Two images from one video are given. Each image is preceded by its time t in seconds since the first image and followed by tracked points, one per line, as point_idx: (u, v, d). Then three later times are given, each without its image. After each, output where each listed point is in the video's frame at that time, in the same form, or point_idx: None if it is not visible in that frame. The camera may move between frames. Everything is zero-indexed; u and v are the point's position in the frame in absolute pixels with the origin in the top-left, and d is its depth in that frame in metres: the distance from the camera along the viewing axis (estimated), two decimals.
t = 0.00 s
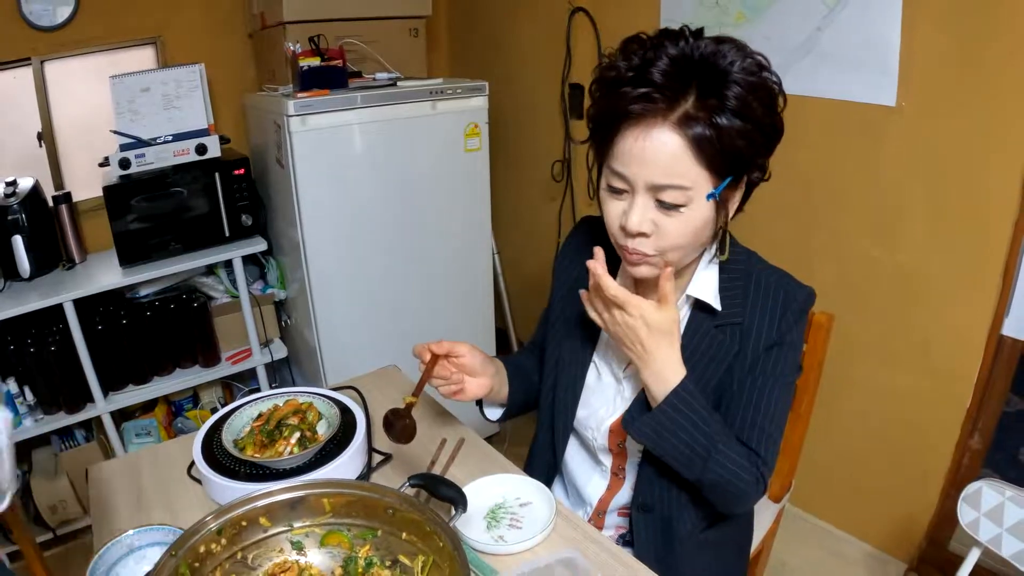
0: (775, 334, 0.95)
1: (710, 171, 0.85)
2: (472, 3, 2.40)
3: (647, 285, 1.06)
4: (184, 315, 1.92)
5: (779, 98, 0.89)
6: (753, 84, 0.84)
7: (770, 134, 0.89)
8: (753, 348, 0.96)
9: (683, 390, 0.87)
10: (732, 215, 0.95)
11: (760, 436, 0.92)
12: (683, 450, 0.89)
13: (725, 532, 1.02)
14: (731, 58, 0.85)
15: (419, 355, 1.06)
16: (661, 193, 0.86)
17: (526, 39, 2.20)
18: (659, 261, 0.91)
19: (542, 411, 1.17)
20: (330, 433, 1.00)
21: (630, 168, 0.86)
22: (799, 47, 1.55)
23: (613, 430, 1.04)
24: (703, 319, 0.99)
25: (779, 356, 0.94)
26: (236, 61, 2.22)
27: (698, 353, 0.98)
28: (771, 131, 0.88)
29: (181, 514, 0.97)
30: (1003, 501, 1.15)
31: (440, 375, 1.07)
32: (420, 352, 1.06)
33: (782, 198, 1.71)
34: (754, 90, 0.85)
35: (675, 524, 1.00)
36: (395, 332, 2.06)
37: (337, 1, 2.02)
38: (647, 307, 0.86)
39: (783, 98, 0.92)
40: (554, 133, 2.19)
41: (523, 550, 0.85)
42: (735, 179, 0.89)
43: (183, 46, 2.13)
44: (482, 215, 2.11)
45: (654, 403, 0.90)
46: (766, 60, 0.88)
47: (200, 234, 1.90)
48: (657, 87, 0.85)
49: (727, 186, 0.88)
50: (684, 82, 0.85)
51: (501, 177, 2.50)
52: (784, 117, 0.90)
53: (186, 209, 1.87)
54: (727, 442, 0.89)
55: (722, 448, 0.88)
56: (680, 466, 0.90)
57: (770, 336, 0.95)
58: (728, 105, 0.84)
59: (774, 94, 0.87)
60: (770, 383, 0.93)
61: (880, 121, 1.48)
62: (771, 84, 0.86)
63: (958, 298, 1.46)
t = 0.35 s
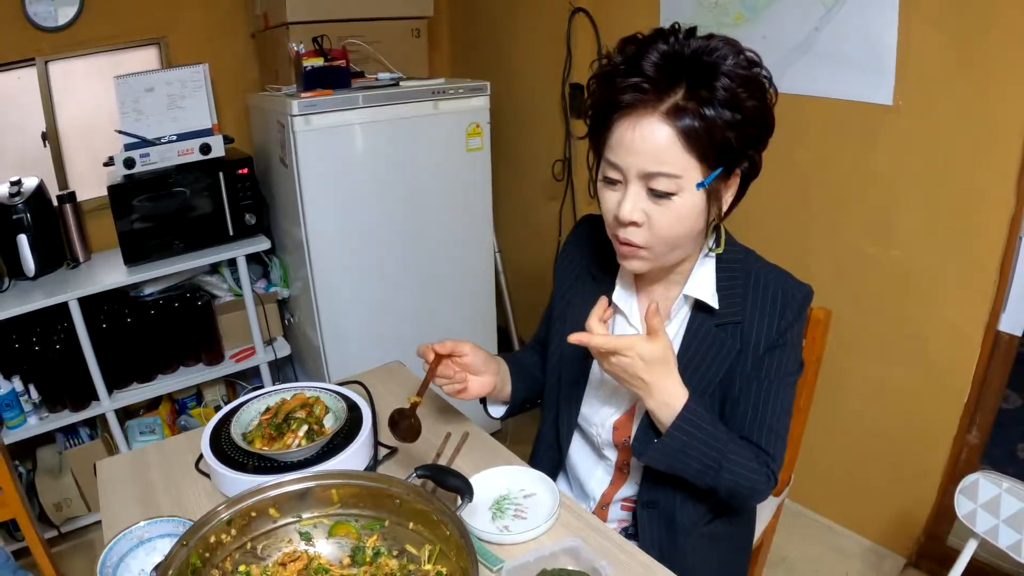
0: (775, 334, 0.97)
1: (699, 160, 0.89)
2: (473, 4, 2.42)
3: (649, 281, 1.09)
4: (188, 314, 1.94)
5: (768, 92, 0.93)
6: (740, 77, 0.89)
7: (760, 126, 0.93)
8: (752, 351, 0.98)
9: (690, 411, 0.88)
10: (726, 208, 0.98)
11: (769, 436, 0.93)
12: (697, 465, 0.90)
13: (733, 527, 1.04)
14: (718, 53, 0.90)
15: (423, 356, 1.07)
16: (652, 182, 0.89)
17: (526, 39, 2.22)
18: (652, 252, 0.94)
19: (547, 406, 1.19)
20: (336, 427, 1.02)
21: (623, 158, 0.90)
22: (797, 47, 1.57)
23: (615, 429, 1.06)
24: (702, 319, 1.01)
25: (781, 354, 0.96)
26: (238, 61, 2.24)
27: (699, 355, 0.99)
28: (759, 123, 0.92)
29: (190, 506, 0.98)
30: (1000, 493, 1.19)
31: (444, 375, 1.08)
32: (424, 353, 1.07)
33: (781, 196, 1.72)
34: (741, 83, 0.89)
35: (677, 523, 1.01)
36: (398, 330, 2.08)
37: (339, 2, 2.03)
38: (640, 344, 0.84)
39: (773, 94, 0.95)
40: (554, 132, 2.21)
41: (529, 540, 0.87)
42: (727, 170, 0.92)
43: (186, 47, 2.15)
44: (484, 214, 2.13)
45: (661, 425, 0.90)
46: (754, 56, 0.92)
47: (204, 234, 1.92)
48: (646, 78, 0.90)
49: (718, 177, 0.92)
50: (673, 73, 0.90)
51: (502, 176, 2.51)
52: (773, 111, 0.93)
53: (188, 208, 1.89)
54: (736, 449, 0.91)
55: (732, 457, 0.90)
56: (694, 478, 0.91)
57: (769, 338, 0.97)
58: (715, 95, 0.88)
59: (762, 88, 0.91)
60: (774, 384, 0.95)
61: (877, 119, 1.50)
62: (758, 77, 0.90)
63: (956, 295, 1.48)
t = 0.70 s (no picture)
0: (773, 333, 0.99)
1: (689, 154, 0.92)
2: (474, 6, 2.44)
3: (648, 279, 1.11)
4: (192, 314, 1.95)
5: (757, 88, 0.96)
6: (727, 73, 0.92)
7: (750, 121, 0.95)
8: (750, 351, 0.99)
9: (686, 441, 0.89)
10: (721, 204, 1.00)
11: (772, 441, 0.94)
12: (702, 481, 0.90)
13: (736, 524, 1.05)
14: (706, 51, 0.94)
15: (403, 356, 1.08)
16: (644, 176, 0.93)
17: (527, 40, 2.24)
18: (647, 246, 0.97)
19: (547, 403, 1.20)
20: (342, 423, 1.03)
21: (615, 154, 0.94)
22: (796, 48, 1.59)
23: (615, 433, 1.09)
24: (700, 319, 1.03)
25: (778, 355, 0.98)
26: (241, 63, 2.25)
27: (697, 354, 1.02)
28: (748, 118, 0.94)
29: (199, 501, 1.00)
30: (996, 488, 1.20)
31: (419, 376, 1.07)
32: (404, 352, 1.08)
33: (780, 196, 1.74)
34: (728, 79, 0.92)
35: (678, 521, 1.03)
36: (401, 330, 2.09)
37: (342, 4, 2.05)
38: (625, 397, 0.84)
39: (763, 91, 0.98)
40: (555, 133, 2.23)
41: (533, 534, 0.89)
42: (718, 164, 0.95)
43: (189, 49, 2.16)
44: (486, 215, 2.14)
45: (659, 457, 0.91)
46: (741, 55, 0.96)
47: (208, 234, 1.93)
48: (635, 76, 0.93)
49: (710, 171, 0.94)
50: (662, 71, 0.93)
51: (503, 177, 2.53)
52: (762, 107, 0.96)
53: (192, 209, 1.90)
54: (737, 459, 0.93)
55: (734, 466, 0.92)
56: (701, 494, 0.92)
57: (768, 338, 0.99)
58: (702, 90, 0.91)
59: (751, 85, 0.94)
60: (773, 388, 0.96)
61: (875, 120, 1.51)
62: (745, 74, 0.93)
63: (953, 294, 1.49)
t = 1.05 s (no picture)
0: (770, 331, 0.99)
1: (678, 150, 0.93)
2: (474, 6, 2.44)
3: (647, 277, 1.11)
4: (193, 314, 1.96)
5: (746, 83, 0.96)
6: (715, 69, 0.93)
7: (739, 115, 0.96)
8: (747, 349, 1.00)
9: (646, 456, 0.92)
10: (713, 199, 1.01)
11: (756, 446, 0.95)
12: (666, 490, 0.93)
13: (734, 521, 1.06)
14: (693, 48, 0.95)
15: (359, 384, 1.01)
16: (634, 175, 0.93)
17: (527, 40, 2.25)
18: (641, 244, 0.98)
19: (540, 391, 1.21)
20: (343, 422, 1.03)
21: (605, 154, 0.95)
22: (795, 49, 1.59)
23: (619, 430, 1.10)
24: (698, 317, 1.03)
25: (771, 355, 0.98)
26: (242, 63, 2.26)
27: (694, 353, 1.02)
28: (738, 112, 0.95)
29: (200, 500, 1.00)
30: (995, 486, 1.21)
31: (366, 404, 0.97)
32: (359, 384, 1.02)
33: (779, 196, 1.74)
34: (716, 74, 0.93)
35: (676, 521, 1.03)
36: (402, 330, 2.10)
37: (343, 4, 2.05)
38: (571, 456, 0.87)
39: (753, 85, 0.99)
40: (556, 132, 2.23)
41: (533, 532, 0.89)
42: (709, 160, 0.95)
43: (190, 49, 2.17)
44: (486, 215, 2.15)
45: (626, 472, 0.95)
46: (730, 50, 0.96)
47: (209, 234, 1.93)
48: (623, 75, 0.95)
49: (700, 167, 0.95)
50: (650, 70, 0.94)
51: (504, 177, 2.53)
52: (752, 102, 0.97)
53: (193, 209, 1.90)
54: (707, 464, 0.95)
55: (703, 472, 0.94)
56: (676, 501, 0.94)
57: (765, 335, 0.99)
58: (689, 86, 0.92)
59: (739, 79, 0.95)
60: (763, 389, 0.97)
61: (875, 119, 1.51)
62: (733, 69, 0.94)
63: (953, 293, 1.49)
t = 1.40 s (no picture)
0: (768, 328, 0.98)
1: (674, 149, 0.92)
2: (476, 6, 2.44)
3: (646, 275, 1.10)
4: (195, 315, 1.95)
5: (743, 81, 0.96)
6: (711, 68, 0.92)
7: (736, 113, 0.95)
8: (745, 345, 0.99)
9: (627, 454, 0.92)
10: (712, 198, 1.00)
11: (748, 447, 0.95)
12: (649, 490, 0.93)
13: (732, 520, 1.06)
14: (689, 48, 0.95)
15: (363, 410, 0.96)
16: (632, 174, 0.93)
17: (529, 41, 2.24)
18: (640, 244, 0.97)
19: (536, 386, 1.22)
20: (346, 424, 1.03)
21: (603, 154, 0.95)
22: (798, 49, 1.59)
23: (618, 429, 1.10)
24: (696, 314, 1.03)
25: (769, 352, 0.98)
26: (244, 63, 2.26)
27: (691, 350, 1.02)
28: (735, 111, 0.95)
29: (203, 503, 1.00)
30: (1000, 489, 1.21)
31: (386, 430, 0.93)
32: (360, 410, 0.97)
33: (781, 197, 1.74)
34: (712, 73, 0.92)
35: (676, 521, 1.04)
36: (404, 331, 2.09)
37: (345, 5, 2.05)
38: (545, 457, 0.88)
39: (750, 84, 0.98)
40: (558, 133, 2.23)
41: (537, 534, 0.89)
42: (707, 159, 0.95)
43: (192, 50, 2.17)
44: (488, 216, 2.15)
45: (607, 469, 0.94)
46: (725, 50, 0.96)
47: (211, 235, 1.93)
48: (619, 75, 0.95)
49: (698, 166, 0.94)
50: (646, 70, 0.94)
51: (506, 177, 2.53)
52: (749, 101, 0.96)
53: (195, 209, 1.90)
54: (692, 463, 0.94)
55: (688, 471, 0.94)
56: (661, 500, 0.94)
57: (762, 332, 0.98)
58: (685, 85, 0.92)
59: (735, 78, 0.94)
60: (759, 386, 0.97)
61: (878, 120, 1.51)
62: (729, 68, 0.93)
63: (956, 294, 1.49)
